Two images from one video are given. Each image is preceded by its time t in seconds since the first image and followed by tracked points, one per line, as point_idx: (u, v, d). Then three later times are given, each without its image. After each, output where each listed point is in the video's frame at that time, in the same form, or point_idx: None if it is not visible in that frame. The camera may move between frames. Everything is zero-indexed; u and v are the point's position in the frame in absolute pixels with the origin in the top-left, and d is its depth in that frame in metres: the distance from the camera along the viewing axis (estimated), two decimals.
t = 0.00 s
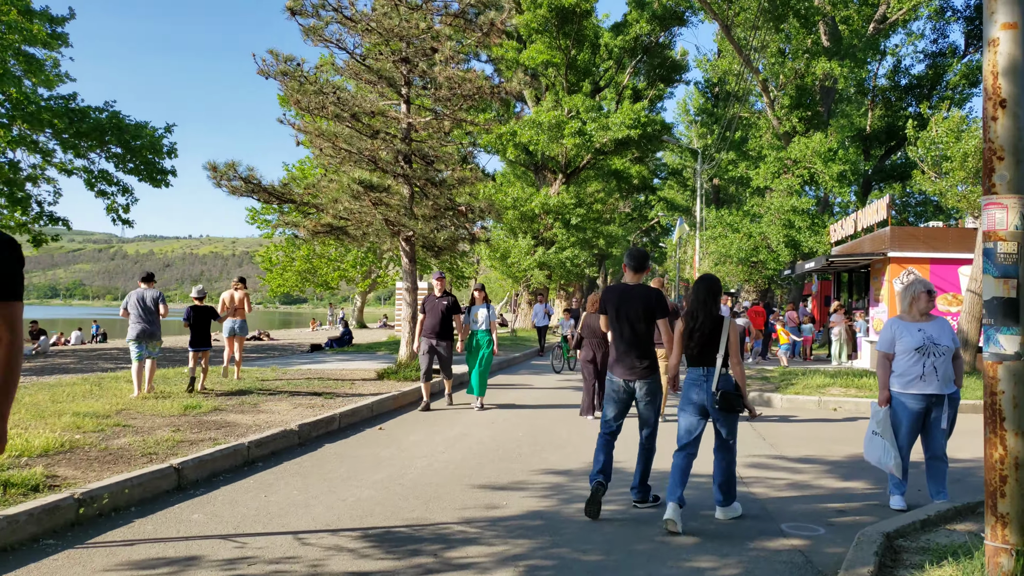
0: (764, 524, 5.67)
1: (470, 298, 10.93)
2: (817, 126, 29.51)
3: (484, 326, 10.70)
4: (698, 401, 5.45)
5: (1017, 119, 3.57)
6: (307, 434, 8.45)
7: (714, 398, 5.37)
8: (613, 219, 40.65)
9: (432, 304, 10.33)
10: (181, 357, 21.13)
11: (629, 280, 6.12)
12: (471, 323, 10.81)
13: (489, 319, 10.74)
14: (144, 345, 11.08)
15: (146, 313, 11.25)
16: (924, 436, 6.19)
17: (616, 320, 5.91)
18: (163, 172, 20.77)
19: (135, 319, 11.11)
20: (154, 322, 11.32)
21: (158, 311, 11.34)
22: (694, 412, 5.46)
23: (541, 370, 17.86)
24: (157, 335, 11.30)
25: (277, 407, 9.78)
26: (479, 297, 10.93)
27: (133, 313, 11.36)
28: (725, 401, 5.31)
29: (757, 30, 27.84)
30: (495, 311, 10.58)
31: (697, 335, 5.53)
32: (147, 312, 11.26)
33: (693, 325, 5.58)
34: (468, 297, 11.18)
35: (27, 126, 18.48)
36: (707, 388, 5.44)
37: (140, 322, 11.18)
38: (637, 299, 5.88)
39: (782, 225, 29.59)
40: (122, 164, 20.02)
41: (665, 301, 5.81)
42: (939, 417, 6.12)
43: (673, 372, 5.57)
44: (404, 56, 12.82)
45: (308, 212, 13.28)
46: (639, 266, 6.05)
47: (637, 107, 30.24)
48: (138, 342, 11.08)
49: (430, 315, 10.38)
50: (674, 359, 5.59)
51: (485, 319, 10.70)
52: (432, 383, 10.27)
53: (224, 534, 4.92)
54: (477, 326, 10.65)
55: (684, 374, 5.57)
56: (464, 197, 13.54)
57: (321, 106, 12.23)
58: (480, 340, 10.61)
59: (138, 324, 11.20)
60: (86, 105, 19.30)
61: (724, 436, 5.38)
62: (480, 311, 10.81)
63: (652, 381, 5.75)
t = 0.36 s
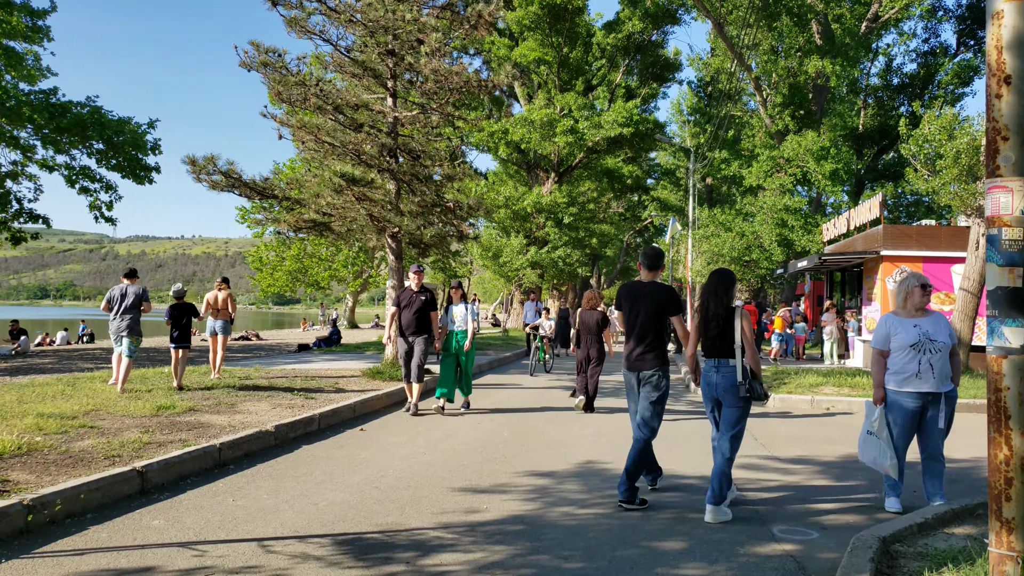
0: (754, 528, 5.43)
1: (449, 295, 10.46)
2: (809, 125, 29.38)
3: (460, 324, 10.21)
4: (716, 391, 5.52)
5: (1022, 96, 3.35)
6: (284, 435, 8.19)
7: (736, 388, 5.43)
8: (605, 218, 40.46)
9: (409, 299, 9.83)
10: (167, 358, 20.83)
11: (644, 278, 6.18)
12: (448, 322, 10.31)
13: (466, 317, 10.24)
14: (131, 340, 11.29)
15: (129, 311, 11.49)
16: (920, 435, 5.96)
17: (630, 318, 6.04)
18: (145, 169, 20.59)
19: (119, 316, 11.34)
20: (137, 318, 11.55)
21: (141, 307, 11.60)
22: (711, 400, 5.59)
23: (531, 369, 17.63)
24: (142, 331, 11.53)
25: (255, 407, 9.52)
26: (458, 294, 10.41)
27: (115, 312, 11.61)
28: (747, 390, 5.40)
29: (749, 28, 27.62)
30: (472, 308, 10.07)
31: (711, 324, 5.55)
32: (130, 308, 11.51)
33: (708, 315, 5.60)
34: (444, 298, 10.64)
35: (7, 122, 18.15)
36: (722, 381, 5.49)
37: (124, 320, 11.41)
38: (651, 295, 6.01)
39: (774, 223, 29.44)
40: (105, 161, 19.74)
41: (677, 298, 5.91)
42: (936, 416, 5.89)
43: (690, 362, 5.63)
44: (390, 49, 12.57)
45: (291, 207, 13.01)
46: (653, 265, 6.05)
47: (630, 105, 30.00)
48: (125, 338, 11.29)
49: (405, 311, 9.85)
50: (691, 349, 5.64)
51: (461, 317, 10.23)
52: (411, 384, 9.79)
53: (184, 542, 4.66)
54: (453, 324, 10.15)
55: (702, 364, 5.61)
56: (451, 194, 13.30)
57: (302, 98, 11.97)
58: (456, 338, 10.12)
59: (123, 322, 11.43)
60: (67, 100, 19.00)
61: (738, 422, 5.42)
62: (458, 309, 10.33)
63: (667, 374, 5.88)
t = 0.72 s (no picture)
0: (752, 544, 5.16)
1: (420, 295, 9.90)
2: (798, 124, 29.22)
3: (432, 325, 9.70)
4: (735, 390, 5.75)
5: None
6: (260, 444, 7.85)
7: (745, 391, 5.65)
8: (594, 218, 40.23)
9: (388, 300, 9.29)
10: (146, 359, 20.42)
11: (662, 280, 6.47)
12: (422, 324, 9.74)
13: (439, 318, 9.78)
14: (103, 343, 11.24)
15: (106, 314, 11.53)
16: (924, 445, 5.72)
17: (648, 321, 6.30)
18: (123, 166, 20.35)
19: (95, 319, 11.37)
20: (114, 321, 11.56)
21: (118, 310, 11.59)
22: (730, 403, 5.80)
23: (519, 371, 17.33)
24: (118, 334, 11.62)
25: (231, 413, 9.19)
26: (429, 293, 9.91)
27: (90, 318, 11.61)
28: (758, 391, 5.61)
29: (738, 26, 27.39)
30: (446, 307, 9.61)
31: (735, 327, 5.83)
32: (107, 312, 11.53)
33: (732, 319, 5.88)
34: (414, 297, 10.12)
35: None
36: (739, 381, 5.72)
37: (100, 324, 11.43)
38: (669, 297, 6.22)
39: (763, 223, 29.32)
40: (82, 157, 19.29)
41: (693, 300, 6.14)
42: (941, 425, 5.66)
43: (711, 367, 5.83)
44: (373, 43, 12.23)
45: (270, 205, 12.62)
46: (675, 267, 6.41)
47: (618, 103, 29.71)
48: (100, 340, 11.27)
49: (383, 313, 9.29)
50: (712, 350, 5.89)
51: (433, 316, 9.75)
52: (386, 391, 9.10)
53: (142, 566, 4.33)
54: (426, 324, 9.60)
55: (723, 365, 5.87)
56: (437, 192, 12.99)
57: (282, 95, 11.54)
58: (430, 340, 9.58)
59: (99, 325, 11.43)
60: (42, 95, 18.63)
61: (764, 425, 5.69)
62: (430, 309, 9.80)
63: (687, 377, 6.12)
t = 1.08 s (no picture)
0: (744, 548, 4.92)
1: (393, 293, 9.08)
2: (785, 122, 29.15)
3: (406, 325, 8.88)
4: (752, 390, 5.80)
5: None
6: (232, 445, 7.54)
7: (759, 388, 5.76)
8: (581, 216, 40.07)
9: (359, 298, 8.43)
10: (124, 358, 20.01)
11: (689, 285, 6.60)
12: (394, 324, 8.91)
13: (415, 318, 8.94)
14: (82, 342, 11.52)
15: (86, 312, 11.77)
16: (921, 444, 5.52)
17: (670, 321, 6.44)
18: (100, 163, 19.90)
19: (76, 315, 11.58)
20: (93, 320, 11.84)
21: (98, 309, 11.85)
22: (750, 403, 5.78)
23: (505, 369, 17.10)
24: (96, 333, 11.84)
25: (204, 413, 8.87)
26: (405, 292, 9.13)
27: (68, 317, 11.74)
28: (773, 392, 5.66)
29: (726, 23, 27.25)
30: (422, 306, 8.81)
31: (758, 329, 5.89)
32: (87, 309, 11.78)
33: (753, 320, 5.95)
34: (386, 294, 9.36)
35: None
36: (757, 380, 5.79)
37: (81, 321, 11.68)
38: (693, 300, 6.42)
39: (750, 221, 29.24)
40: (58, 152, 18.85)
41: (714, 303, 6.31)
42: (939, 424, 5.46)
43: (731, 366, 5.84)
44: (356, 35, 12.05)
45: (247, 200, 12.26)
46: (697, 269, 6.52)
47: (605, 100, 29.52)
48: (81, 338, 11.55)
49: (353, 312, 8.44)
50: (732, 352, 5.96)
51: (407, 316, 8.90)
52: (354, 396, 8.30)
53: None
54: (400, 325, 8.79)
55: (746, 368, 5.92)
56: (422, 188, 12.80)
57: (258, 87, 11.18)
58: (404, 342, 8.79)
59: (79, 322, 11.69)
60: (17, 91, 18.15)
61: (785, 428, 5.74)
62: (405, 308, 8.96)
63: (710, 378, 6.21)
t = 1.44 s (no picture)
0: (731, 567, 4.61)
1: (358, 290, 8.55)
2: (775, 119, 28.96)
3: (373, 326, 8.36)
4: (782, 391, 5.88)
5: None
6: (196, 454, 7.17)
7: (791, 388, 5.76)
8: (570, 216, 39.81)
9: (313, 298, 7.86)
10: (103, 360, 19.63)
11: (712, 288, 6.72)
12: (360, 324, 8.36)
13: (382, 317, 8.39)
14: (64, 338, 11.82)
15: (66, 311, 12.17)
16: (916, 454, 5.23)
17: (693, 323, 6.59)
18: (78, 160, 19.46)
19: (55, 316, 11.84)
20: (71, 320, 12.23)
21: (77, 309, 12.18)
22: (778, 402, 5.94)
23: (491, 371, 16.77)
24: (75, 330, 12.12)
25: (172, 419, 8.51)
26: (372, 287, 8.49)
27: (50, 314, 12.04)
28: (802, 390, 5.70)
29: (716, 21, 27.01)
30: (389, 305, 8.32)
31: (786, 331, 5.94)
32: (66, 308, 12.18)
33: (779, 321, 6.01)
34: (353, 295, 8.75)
35: None
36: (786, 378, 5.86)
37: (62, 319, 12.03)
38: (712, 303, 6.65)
39: (740, 220, 29.07)
40: (34, 149, 18.43)
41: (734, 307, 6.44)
42: (936, 433, 5.18)
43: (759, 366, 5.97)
44: (335, 29, 11.81)
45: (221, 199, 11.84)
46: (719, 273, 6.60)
47: (594, 98, 29.24)
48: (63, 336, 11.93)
49: (307, 313, 7.86)
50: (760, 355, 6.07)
51: (375, 316, 8.34)
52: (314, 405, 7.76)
53: None
54: (365, 326, 8.27)
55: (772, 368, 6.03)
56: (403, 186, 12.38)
57: (228, 79, 10.78)
58: (369, 344, 8.28)
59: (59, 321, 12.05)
60: None
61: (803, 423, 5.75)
62: (372, 306, 8.42)
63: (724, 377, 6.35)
